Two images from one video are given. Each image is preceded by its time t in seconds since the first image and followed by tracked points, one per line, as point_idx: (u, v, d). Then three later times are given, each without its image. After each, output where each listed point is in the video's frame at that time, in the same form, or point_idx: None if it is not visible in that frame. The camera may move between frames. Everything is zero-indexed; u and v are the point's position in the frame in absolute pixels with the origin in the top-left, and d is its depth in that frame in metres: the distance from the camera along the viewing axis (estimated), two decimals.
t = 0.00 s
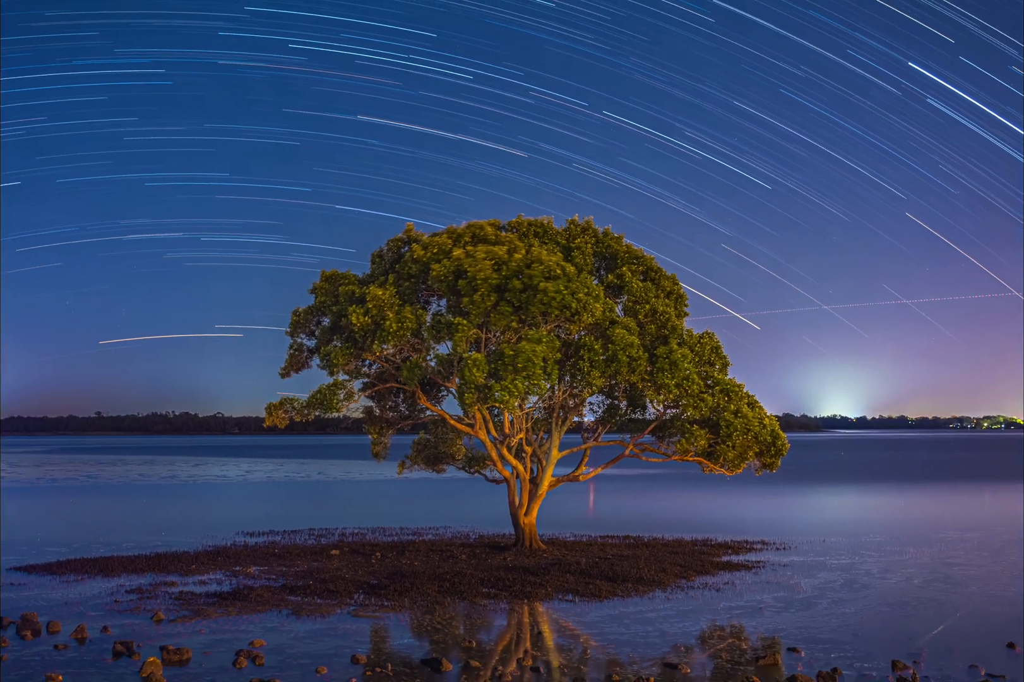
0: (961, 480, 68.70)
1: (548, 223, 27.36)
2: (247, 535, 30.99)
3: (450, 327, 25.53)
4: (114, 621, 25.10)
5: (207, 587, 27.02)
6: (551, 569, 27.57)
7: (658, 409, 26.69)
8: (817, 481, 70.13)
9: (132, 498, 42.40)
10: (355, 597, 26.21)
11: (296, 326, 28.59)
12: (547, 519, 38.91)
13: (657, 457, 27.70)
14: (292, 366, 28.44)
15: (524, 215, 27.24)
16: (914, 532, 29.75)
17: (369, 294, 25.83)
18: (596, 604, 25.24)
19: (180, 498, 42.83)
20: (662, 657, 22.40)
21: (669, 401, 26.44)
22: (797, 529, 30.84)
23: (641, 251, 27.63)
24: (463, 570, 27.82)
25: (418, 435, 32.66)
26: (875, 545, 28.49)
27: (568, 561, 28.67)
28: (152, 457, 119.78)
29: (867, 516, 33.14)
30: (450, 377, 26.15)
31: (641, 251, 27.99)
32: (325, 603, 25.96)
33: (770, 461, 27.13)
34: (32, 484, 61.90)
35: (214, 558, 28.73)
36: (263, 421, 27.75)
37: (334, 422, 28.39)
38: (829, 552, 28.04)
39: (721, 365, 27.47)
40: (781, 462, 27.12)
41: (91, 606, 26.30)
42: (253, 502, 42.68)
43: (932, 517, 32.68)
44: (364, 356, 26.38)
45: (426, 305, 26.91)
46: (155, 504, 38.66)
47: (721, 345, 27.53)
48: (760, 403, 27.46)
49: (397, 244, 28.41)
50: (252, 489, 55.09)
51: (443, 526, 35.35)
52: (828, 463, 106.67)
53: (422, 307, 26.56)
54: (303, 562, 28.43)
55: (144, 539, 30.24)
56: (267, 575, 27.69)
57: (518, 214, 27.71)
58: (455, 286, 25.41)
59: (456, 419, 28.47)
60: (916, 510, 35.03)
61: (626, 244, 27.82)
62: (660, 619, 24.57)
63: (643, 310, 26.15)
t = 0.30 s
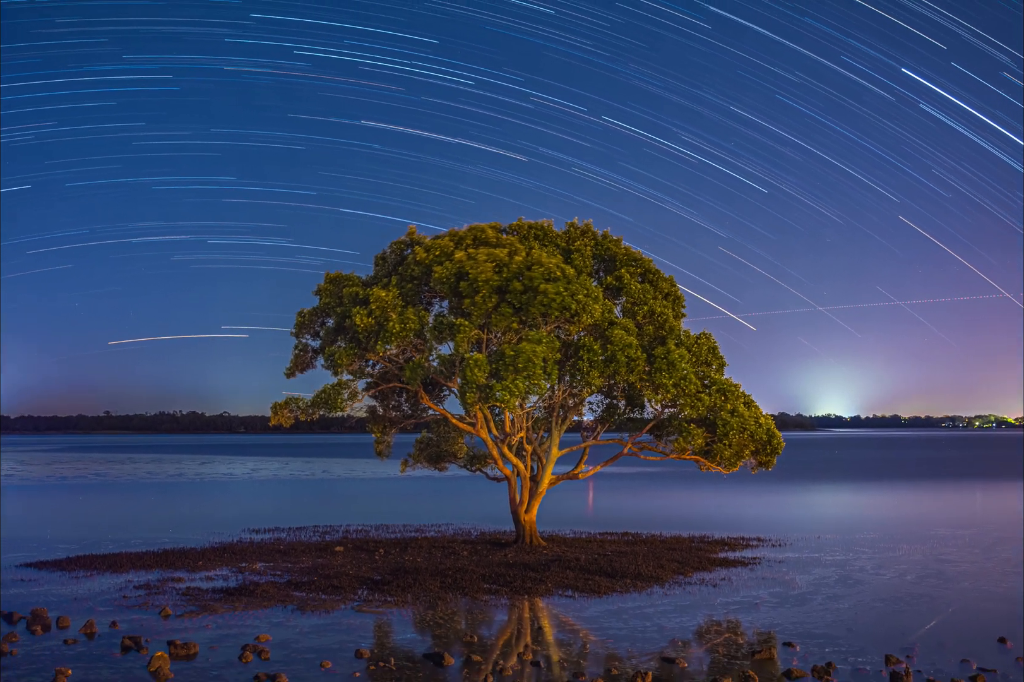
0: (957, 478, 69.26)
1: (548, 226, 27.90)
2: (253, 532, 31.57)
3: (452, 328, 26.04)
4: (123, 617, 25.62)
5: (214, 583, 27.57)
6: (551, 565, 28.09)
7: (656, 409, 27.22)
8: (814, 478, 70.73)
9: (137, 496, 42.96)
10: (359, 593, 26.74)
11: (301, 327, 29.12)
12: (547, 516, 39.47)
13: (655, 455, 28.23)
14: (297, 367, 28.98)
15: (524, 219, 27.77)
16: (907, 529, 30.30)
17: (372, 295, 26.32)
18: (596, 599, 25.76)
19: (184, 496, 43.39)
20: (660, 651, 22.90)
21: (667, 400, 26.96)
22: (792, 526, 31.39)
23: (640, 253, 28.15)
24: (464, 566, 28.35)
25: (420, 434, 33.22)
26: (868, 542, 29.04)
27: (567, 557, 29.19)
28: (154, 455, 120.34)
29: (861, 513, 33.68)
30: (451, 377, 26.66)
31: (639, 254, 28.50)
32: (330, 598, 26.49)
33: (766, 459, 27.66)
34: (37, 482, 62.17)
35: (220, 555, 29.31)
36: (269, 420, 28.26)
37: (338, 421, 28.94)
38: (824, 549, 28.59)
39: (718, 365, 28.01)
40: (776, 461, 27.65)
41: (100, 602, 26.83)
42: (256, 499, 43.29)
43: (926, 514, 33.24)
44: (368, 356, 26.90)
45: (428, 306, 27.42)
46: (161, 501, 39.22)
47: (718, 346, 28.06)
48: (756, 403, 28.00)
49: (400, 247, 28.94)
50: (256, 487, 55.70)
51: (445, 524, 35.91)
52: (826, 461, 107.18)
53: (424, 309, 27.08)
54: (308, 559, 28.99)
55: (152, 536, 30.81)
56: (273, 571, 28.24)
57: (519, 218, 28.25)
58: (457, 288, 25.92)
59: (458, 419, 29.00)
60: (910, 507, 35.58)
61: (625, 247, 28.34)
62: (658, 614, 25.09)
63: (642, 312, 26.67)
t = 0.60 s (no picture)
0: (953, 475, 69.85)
1: (548, 229, 28.41)
2: (259, 529, 32.15)
3: (454, 329, 26.56)
4: (131, 612, 26.15)
5: (220, 578, 28.13)
6: (551, 562, 28.61)
7: (654, 408, 27.76)
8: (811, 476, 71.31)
9: (143, 494, 43.53)
10: (362, 589, 27.26)
11: (306, 328, 29.66)
12: (547, 513, 40.00)
13: (653, 454, 28.76)
14: (302, 367, 29.51)
15: (524, 222, 28.29)
16: (900, 526, 30.83)
17: (376, 297, 26.82)
18: (595, 595, 26.28)
19: (189, 494, 43.96)
20: (658, 646, 23.42)
21: (664, 400, 27.49)
22: (788, 523, 31.93)
23: (638, 255, 28.67)
24: (466, 562, 28.88)
25: (422, 432, 33.76)
26: (863, 538, 29.58)
27: (567, 554, 29.72)
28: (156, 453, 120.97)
29: (856, 510, 34.23)
30: (453, 376, 27.17)
31: (638, 256, 29.02)
32: (334, 594, 27.03)
33: (762, 457, 28.19)
34: (42, 480, 62.81)
35: (226, 551, 29.89)
36: (275, 419, 28.79)
37: (342, 420, 29.48)
38: (819, 546, 29.13)
39: (714, 366, 28.55)
40: (772, 459, 28.18)
41: (109, 597, 27.38)
42: (260, 496, 43.84)
43: (919, 511, 33.78)
44: (371, 357, 27.42)
45: (430, 308, 27.94)
46: (168, 498, 39.80)
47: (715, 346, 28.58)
48: (752, 402, 28.53)
49: (402, 249, 29.46)
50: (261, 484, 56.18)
51: (447, 520, 36.46)
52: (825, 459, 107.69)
53: (426, 310, 27.61)
54: (312, 555, 29.55)
55: (159, 533, 31.40)
56: (278, 567, 28.80)
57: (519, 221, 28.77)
58: (458, 289, 26.44)
59: (459, 418, 29.53)
60: (904, 504, 36.11)
61: (624, 249, 28.85)
62: (656, 610, 25.60)
63: (640, 313, 27.18)
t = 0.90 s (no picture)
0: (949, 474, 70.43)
1: (548, 231, 28.95)
2: (264, 526, 32.72)
3: (456, 330, 27.08)
4: (139, 608, 26.67)
5: (226, 575, 28.68)
6: (551, 558, 29.15)
7: (652, 407, 28.30)
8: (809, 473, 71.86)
9: (149, 492, 44.08)
10: (366, 585, 27.81)
11: (310, 329, 30.19)
12: (548, 510, 40.56)
13: (651, 452, 29.32)
14: (307, 367, 30.05)
15: (525, 225, 28.84)
16: (894, 523, 31.39)
17: (379, 298, 27.32)
18: (594, 591, 26.82)
19: (195, 492, 44.56)
20: (656, 641, 23.94)
21: (662, 399, 28.03)
22: (784, 520, 32.50)
23: (636, 257, 29.21)
24: (468, 559, 29.42)
25: (425, 431, 34.30)
26: (857, 535, 30.14)
27: (567, 550, 30.24)
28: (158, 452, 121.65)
29: (851, 508, 34.78)
30: (455, 376, 27.70)
31: (636, 258, 29.56)
32: (338, 590, 27.58)
33: (758, 456, 28.74)
34: (47, 477, 63.44)
35: (233, 548, 30.47)
36: (280, 418, 29.32)
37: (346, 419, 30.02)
38: (814, 543, 29.69)
39: (711, 366, 29.09)
40: (768, 457, 28.73)
41: (117, 593, 27.92)
42: (265, 494, 44.46)
43: (913, 508, 34.34)
44: (375, 357, 27.94)
45: (433, 309, 28.46)
46: (173, 496, 40.37)
47: (712, 347, 29.12)
48: (748, 401, 29.09)
49: (405, 251, 29.99)
50: (265, 482, 56.85)
51: (449, 517, 37.03)
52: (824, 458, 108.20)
53: (429, 311, 28.11)
54: (317, 552, 30.12)
55: (166, 530, 31.98)
56: (283, 564, 29.36)
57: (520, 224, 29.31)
58: (460, 291, 26.95)
59: (461, 417, 30.07)
60: (898, 501, 36.67)
61: (622, 252, 29.38)
62: (654, 605, 26.12)
63: (638, 314, 27.71)
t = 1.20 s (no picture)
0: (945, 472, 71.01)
1: (548, 234, 29.46)
2: (270, 523, 33.28)
3: (457, 331, 27.58)
4: (146, 603, 27.18)
5: (232, 571, 29.23)
6: (551, 555, 29.68)
7: (650, 407, 28.83)
8: (806, 471, 72.47)
9: (155, 490, 44.60)
10: (369, 581, 28.33)
11: (315, 330, 30.73)
12: (548, 508, 41.11)
13: (650, 451, 29.87)
14: (311, 367, 30.59)
15: (526, 227, 29.36)
16: (888, 520, 31.95)
17: (382, 300, 27.82)
18: (593, 587, 27.34)
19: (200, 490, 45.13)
20: (654, 636, 24.43)
21: (660, 398, 28.55)
22: (780, 517, 33.06)
23: (635, 259, 29.73)
24: (470, 555, 29.96)
25: (427, 430, 34.83)
26: (851, 532, 30.70)
27: (566, 547, 30.76)
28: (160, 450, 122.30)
29: (846, 505, 35.33)
30: (457, 376, 28.21)
31: (635, 260, 30.08)
32: (342, 585, 28.11)
33: (754, 454, 29.27)
34: (53, 476, 64.09)
35: (239, 545, 31.04)
36: (285, 417, 29.85)
37: (350, 418, 30.56)
38: (809, 539, 30.24)
39: (708, 366, 29.62)
40: (764, 455, 29.26)
41: (125, 589, 28.44)
42: (270, 492, 45.04)
43: (906, 505, 34.90)
44: (378, 357, 28.46)
45: (435, 310, 28.98)
46: (178, 494, 40.93)
47: (709, 347, 29.64)
48: (745, 401, 29.63)
49: (408, 253, 30.52)
50: (268, 480, 57.46)
51: (451, 515, 37.58)
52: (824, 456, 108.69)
53: (431, 312, 28.62)
54: (321, 548, 30.69)
55: (174, 527, 32.56)
56: (288, 560, 29.90)
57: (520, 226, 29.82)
58: (462, 292, 27.45)
59: (463, 416, 30.60)
60: (892, 499, 37.23)
61: (621, 254, 29.90)
62: (652, 601, 26.63)
63: (637, 315, 28.23)
